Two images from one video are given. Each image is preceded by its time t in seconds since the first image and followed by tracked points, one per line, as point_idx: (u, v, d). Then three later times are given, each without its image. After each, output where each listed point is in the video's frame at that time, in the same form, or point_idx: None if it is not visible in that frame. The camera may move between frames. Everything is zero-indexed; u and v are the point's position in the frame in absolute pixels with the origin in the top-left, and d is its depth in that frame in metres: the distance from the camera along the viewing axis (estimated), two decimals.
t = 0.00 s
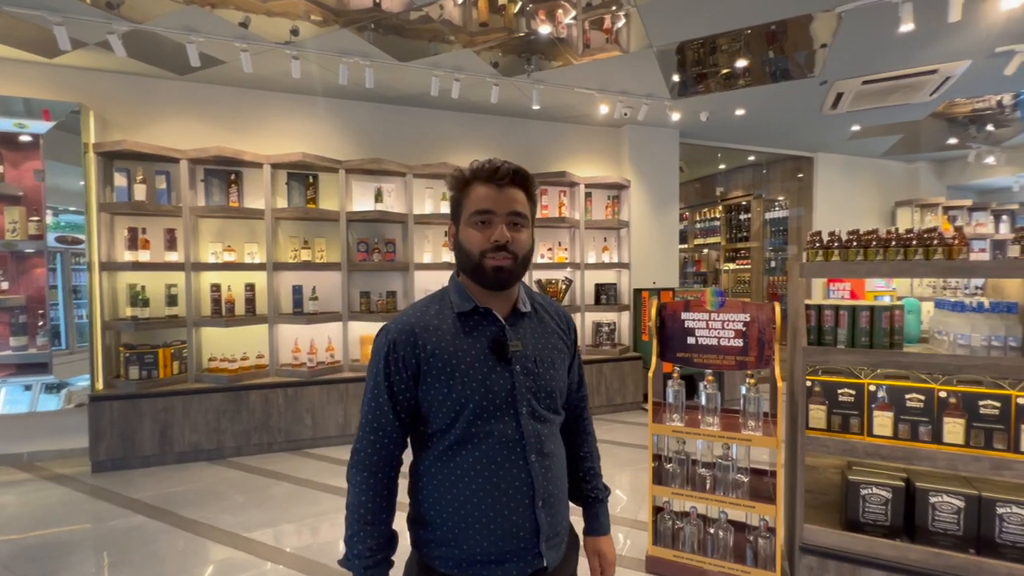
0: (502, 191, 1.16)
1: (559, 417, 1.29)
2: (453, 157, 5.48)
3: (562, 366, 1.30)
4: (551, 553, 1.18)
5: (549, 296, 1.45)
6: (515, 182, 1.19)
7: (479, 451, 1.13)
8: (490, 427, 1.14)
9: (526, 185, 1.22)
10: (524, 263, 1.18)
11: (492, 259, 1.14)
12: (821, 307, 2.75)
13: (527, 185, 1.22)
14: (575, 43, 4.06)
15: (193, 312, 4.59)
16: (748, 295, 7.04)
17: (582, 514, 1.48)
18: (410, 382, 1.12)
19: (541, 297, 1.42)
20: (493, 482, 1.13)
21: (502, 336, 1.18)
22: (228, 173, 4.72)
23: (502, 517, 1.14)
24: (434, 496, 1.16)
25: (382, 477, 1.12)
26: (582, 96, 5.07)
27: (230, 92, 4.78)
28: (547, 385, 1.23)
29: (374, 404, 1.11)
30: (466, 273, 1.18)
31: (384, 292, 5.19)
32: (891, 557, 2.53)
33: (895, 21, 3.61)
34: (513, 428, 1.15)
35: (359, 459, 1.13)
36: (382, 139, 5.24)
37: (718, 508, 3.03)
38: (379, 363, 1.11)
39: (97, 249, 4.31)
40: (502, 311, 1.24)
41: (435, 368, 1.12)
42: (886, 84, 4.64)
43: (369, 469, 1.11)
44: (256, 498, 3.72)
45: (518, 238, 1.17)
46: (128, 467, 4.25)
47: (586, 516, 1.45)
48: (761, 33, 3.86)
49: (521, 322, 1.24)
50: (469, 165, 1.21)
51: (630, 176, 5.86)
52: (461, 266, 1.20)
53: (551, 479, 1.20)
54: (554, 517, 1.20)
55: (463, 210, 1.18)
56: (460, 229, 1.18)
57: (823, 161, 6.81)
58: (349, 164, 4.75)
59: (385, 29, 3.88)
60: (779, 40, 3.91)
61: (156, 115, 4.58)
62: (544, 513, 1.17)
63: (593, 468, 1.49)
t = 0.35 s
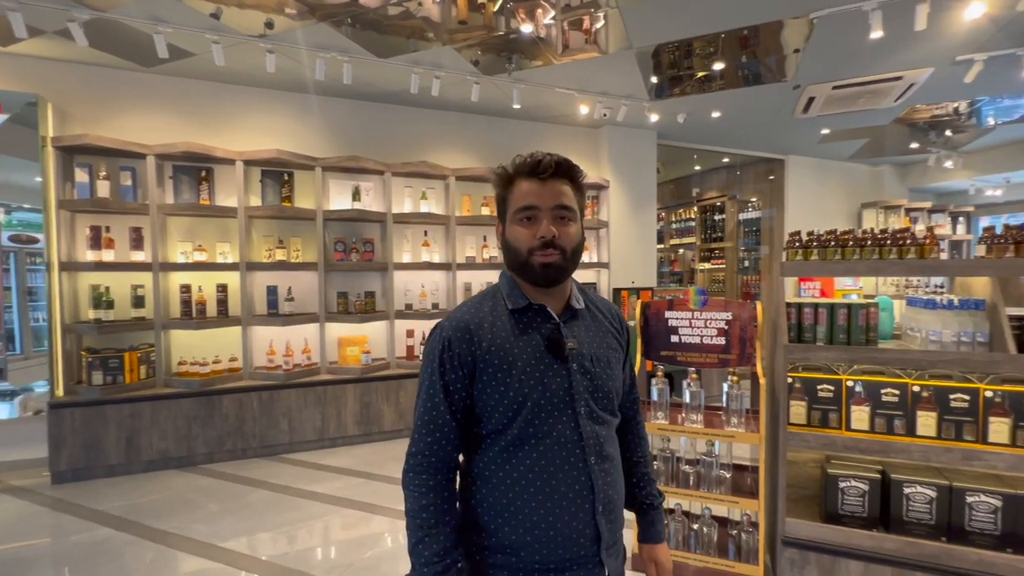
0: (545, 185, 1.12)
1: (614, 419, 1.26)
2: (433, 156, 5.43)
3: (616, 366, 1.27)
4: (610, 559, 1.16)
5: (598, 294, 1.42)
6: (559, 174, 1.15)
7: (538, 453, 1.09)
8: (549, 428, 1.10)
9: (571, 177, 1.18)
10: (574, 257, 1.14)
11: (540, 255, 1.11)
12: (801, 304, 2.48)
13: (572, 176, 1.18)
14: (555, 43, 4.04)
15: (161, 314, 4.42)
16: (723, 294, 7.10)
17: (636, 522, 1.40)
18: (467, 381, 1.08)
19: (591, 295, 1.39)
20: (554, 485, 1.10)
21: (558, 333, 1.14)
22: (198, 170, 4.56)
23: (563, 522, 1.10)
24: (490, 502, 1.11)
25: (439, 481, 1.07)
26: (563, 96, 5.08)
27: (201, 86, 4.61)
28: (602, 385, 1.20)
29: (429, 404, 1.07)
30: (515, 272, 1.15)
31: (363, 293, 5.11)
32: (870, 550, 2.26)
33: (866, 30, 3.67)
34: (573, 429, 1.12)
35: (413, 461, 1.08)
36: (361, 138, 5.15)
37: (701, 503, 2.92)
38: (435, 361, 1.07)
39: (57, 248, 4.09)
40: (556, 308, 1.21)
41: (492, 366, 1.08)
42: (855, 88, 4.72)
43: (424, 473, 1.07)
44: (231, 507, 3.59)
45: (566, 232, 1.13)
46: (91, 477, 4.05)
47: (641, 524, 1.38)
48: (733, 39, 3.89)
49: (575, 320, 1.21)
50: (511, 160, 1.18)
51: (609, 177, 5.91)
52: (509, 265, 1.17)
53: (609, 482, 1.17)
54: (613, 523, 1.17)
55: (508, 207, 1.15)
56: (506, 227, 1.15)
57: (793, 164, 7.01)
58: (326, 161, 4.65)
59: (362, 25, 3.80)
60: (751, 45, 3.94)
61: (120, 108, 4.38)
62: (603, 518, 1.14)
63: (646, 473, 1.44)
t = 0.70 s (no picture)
0: (551, 185, 1.17)
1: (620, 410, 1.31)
2: (411, 156, 5.43)
3: (620, 359, 1.33)
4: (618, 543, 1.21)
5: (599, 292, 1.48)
6: (563, 175, 1.21)
7: (551, 443, 1.13)
8: (561, 417, 1.14)
9: (575, 178, 1.24)
10: (580, 253, 1.18)
11: (548, 252, 1.15)
12: (769, 300, 2.39)
13: (576, 176, 1.23)
14: (532, 45, 4.07)
15: (132, 316, 4.31)
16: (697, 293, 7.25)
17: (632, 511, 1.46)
18: (481, 374, 1.12)
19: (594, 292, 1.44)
20: (567, 473, 1.14)
21: (568, 327, 1.19)
22: (170, 168, 4.47)
23: (576, 508, 1.14)
24: (502, 492, 1.14)
25: (452, 471, 1.11)
26: (540, 98, 5.14)
27: (172, 82, 4.50)
28: (609, 377, 1.26)
29: (444, 397, 1.11)
30: (523, 269, 1.19)
31: (341, 293, 5.08)
32: (832, 534, 2.19)
33: (829, 38, 3.78)
34: (585, 419, 1.17)
35: (427, 453, 1.12)
36: (339, 137, 5.12)
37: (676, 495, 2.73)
38: (450, 355, 1.10)
39: (21, 247, 3.95)
40: (565, 303, 1.26)
41: (506, 359, 1.12)
42: (819, 96, 4.84)
43: (437, 464, 1.11)
44: (208, 510, 3.53)
45: (571, 229, 1.17)
46: (58, 483, 3.92)
47: (636, 512, 1.44)
48: (706, 46, 4.00)
49: (581, 314, 1.27)
50: (516, 164, 1.23)
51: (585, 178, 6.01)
52: (518, 263, 1.21)
53: (617, 470, 1.22)
54: (620, 508, 1.22)
55: (516, 208, 1.20)
56: (514, 226, 1.20)
57: (762, 167, 7.24)
58: (303, 160, 4.61)
59: (339, 24, 3.76)
60: (722, 52, 4.07)
61: (85, 102, 4.22)
62: (612, 504, 1.19)
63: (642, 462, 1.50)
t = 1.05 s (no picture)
0: (529, 187, 1.30)
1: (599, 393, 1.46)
2: (395, 158, 5.51)
3: (597, 346, 1.48)
4: (604, 509, 1.37)
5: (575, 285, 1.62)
6: (539, 178, 1.34)
7: (543, 424, 1.26)
8: (550, 401, 1.28)
9: (550, 180, 1.37)
10: (557, 248, 1.32)
11: (528, 249, 1.28)
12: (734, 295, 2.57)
13: (551, 179, 1.36)
14: (514, 50, 4.17)
15: (116, 315, 4.33)
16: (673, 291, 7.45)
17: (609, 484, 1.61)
18: (476, 366, 1.24)
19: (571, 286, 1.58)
20: (559, 451, 1.28)
21: (550, 319, 1.32)
22: (154, 168, 4.49)
23: (568, 482, 1.28)
24: (500, 473, 1.27)
25: (452, 458, 1.23)
26: (522, 102, 5.28)
27: (156, 82, 4.52)
28: (589, 362, 1.41)
29: (442, 389, 1.22)
30: (506, 265, 1.32)
31: (326, 292, 5.16)
32: (791, 510, 2.36)
33: (793, 50, 3.99)
34: (571, 401, 1.31)
35: (428, 443, 1.23)
36: (324, 138, 5.19)
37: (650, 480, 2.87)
38: (446, 350, 1.21)
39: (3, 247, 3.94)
40: (546, 296, 1.40)
41: (498, 351, 1.25)
42: (787, 102, 5.07)
43: (437, 452, 1.22)
44: (197, 505, 3.58)
45: (548, 228, 1.31)
46: (43, 483, 3.92)
47: (613, 483, 1.57)
48: (680, 54, 4.18)
49: (561, 306, 1.41)
50: (496, 169, 1.35)
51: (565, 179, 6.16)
52: (501, 260, 1.34)
53: (601, 445, 1.38)
54: (604, 478, 1.37)
55: (498, 209, 1.32)
56: (496, 226, 1.33)
57: (736, 169, 7.49)
58: (289, 161, 4.67)
59: (324, 26, 3.82)
60: (695, 60, 4.24)
61: (68, 101, 4.21)
62: (598, 476, 1.34)
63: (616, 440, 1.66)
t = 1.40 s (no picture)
0: (523, 198, 1.44)
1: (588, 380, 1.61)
2: (389, 160, 5.64)
3: (587, 338, 1.63)
4: (593, 483, 1.52)
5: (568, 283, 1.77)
6: (532, 188, 1.48)
7: (538, 407, 1.41)
8: (545, 385, 1.42)
9: (542, 191, 1.51)
10: (548, 252, 1.46)
11: (521, 253, 1.43)
12: (713, 293, 2.74)
13: (543, 189, 1.51)
14: (504, 55, 4.30)
15: (115, 314, 4.41)
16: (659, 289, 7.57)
17: (605, 464, 1.75)
18: (477, 355, 1.38)
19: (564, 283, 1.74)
20: (552, 430, 1.43)
21: (544, 313, 1.47)
22: (152, 170, 4.58)
23: (559, 458, 1.44)
24: (500, 450, 1.42)
25: (460, 437, 1.37)
26: (512, 106, 5.43)
27: (154, 85, 4.60)
28: (580, 352, 1.55)
29: (448, 376, 1.36)
30: (502, 267, 1.47)
31: (321, 292, 5.28)
32: (765, 492, 2.54)
33: (770, 60, 4.18)
34: (563, 386, 1.45)
35: (437, 424, 1.37)
36: (319, 141, 5.30)
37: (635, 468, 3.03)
38: (451, 341, 1.36)
39: (2, 247, 4.00)
40: (540, 293, 1.54)
41: (496, 342, 1.39)
42: (766, 108, 5.27)
43: (447, 431, 1.35)
44: (199, 499, 3.69)
45: (539, 233, 1.45)
46: (44, 479, 3.99)
47: (610, 464, 1.73)
48: (664, 62, 4.35)
49: (554, 301, 1.56)
50: (493, 180, 1.50)
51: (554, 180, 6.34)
52: (497, 263, 1.48)
53: (590, 427, 1.53)
54: (593, 456, 1.53)
55: (494, 216, 1.47)
56: (493, 231, 1.47)
57: (720, 171, 7.70)
58: (285, 164, 4.78)
59: (319, 32, 3.91)
60: (678, 67, 4.41)
61: (66, 104, 4.27)
62: (587, 453, 1.50)
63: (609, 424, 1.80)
